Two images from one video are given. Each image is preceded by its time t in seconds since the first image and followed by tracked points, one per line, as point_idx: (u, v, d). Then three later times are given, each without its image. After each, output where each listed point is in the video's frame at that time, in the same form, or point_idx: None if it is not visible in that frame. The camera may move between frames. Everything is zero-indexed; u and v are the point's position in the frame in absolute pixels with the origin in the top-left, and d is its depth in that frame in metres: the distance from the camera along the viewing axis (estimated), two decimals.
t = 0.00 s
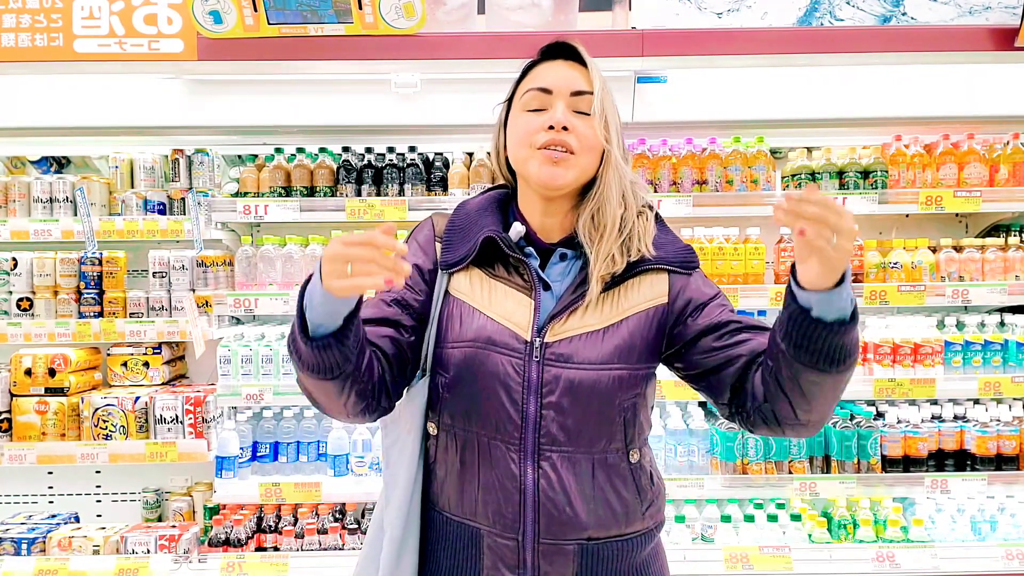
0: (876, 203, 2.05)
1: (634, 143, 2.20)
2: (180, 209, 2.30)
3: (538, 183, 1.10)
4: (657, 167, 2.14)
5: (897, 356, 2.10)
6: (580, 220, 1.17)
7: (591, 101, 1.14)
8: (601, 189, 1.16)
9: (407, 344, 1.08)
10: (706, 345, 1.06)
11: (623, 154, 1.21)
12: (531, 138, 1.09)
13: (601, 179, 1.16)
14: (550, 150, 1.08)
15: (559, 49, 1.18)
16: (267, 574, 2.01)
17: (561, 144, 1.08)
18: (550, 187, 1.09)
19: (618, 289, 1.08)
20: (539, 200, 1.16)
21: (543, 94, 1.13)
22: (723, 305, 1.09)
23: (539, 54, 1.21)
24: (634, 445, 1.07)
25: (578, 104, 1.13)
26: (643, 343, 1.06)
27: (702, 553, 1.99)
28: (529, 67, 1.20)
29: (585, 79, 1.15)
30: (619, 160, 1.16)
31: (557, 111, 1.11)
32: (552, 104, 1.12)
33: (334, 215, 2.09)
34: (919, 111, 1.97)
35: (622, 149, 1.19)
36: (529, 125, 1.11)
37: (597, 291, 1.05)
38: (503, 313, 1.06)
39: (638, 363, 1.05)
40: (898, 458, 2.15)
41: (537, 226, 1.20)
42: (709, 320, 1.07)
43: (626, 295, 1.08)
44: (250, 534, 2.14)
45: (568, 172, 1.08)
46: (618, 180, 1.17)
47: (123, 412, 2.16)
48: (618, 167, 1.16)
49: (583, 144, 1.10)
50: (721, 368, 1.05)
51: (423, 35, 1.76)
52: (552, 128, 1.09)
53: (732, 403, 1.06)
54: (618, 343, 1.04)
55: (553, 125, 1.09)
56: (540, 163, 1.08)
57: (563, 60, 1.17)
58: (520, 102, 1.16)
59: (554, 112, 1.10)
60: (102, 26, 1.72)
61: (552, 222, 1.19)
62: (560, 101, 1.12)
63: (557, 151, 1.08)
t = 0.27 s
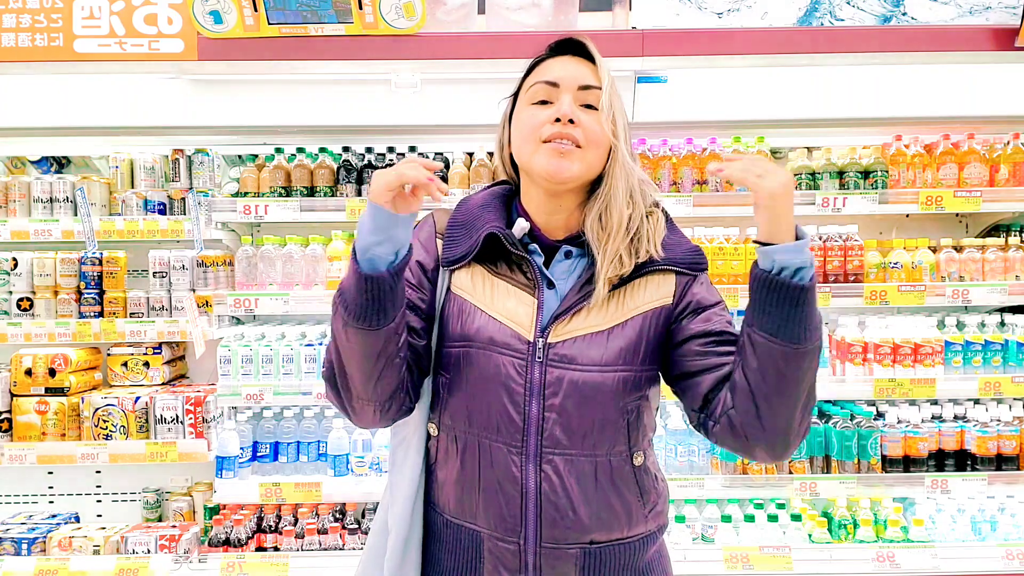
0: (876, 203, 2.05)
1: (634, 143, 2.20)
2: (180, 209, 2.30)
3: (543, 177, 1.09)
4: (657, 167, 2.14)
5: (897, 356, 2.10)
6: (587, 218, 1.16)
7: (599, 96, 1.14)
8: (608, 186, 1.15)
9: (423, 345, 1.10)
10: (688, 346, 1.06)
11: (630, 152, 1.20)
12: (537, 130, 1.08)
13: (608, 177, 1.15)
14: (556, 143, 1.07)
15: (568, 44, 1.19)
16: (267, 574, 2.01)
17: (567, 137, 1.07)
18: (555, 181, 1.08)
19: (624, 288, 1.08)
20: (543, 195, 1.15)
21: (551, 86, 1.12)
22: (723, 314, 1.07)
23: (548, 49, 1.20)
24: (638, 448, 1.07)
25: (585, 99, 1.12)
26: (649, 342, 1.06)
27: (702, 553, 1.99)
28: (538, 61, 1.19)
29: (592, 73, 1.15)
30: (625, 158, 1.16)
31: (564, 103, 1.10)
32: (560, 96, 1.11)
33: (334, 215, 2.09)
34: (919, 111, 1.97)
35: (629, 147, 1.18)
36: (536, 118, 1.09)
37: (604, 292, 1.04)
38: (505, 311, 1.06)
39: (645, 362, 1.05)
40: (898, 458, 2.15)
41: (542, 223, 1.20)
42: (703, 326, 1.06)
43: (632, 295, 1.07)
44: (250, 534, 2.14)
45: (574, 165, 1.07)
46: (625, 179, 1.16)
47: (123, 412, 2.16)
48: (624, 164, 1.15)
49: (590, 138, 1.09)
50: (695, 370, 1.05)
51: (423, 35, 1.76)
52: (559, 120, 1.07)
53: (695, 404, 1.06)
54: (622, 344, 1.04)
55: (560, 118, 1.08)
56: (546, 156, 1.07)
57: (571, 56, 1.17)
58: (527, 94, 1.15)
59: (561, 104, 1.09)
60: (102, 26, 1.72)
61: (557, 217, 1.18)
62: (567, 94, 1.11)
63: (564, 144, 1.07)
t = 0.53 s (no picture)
0: (876, 203, 2.05)
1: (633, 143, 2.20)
2: (180, 209, 2.30)
3: (543, 186, 1.10)
4: (657, 167, 2.15)
5: (897, 356, 2.10)
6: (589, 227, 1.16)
7: (612, 106, 1.11)
8: (615, 198, 1.13)
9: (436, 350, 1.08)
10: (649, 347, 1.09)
11: (644, 164, 1.18)
12: (540, 141, 1.09)
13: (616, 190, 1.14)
14: (558, 158, 1.07)
15: (587, 44, 1.14)
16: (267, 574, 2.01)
17: (569, 153, 1.07)
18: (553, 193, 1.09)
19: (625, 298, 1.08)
20: (544, 201, 1.16)
21: (562, 94, 1.11)
22: (699, 334, 1.08)
23: (569, 45, 1.17)
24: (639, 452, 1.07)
25: (596, 109, 1.11)
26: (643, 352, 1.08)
27: (701, 553, 1.99)
28: (555, 58, 1.17)
29: (609, 81, 1.12)
30: (635, 174, 1.13)
31: (571, 114, 1.09)
32: (568, 106, 1.10)
33: (334, 215, 2.09)
34: (919, 112, 1.97)
35: (640, 160, 1.15)
36: (541, 127, 1.09)
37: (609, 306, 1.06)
38: (508, 316, 1.06)
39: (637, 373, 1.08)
40: (898, 458, 2.15)
41: (544, 226, 1.19)
42: (673, 337, 1.08)
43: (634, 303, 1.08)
44: (250, 534, 2.14)
45: (573, 181, 1.08)
46: (636, 193, 1.13)
47: (123, 412, 2.16)
48: (636, 179, 1.13)
49: (593, 153, 1.08)
50: (653, 371, 1.09)
51: (423, 36, 1.76)
52: (563, 134, 1.07)
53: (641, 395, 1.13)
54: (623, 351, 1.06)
55: (565, 131, 1.07)
56: (545, 169, 1.08)
57: (590, 58, 1.14)
58: (538, 97, 1.14)
59: (568, 117, 1.09)
60: (102, 26, 1.72)
61: (557, 223, 1.19)
62: (577, 104, 1.10)
63: (565, 159, 1.07)
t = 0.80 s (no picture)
0: (876, 203, 2.05)
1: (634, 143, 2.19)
2: (180, 209, 2.30)
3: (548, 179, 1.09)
4: (657, 167, 2.14)
5: (897, 356, 2.10)
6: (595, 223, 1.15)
7: (613, 96, 1.12)
8: (620, 188, 1.14)
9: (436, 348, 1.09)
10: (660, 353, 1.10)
11: (644, 154, 1.19)
12: (545, 131, 1.08)
13: (620, 179, 1.14)
14: (563, 148, 1.07)
15: (583, 38, 1.15)
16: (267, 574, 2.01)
17: (574, 142, 1.07)
18: (560, 188, 1.09)
19: (632, 302, 1.08)
20: (548, 197, 1.15)
21: (562, 86, 1.11)
22: (709, 340, 1.08)
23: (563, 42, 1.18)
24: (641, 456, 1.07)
25: (597, 100, 1.11)
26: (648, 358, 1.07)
27: (701, 553, 1.99)
28: (551, 54, 1.17)
29: (608, 72, 1.13)
30: (636, 163, 1.14)
31: (574, 104, 1.09)
32: (570, 97, 1.11)
33: (334, 215, 2.09)
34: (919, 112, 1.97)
35: (640, 150, 1.16)
36: (545, 119, 1.09)
37: (614, 306, 1.05)
38: (510, 321, 1.05)
39: (642, 380, 1.06)
40: (898, 458, 2.15)
41: (546, 223, 1.19)
42: (683, 342, 1.08)
43: (640, 307, 1.07)
44: (250, 534, 2.14)
45: (580, 171, 1.08)
46: (639, 182, 1.15)
47: (123, 412, 2.16)
48: (638, 167, 1.14)
49: (599, 142, 1.08)
50: (665, 377, 1.10)
51: (423, 35, 1.76)
52: (568, 123, 1.07)
53: (655, 401, 1.14)
54: (629, 354, 1.05)
55: (570, 120, 1.07)
56: (552, 159, 1.07)
57: (587, 51, 1.15)
58: (537, 91, 1.14)
59: (571, 107, 1.09)
60: (102, 26, 1.72)
61: (561, 221, 1.18)
62: (579, 95, 1.10)
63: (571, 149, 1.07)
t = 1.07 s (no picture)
0: (876, 203, 2.05)
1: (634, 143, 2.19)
2: (180, 209, 2.29)
3: (549, 181, 1.09)
4: (657, 168, 2.14)
5: (897, 356, 2.10)
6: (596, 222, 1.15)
7: (607, 92, 1.12)
8: (619, 185, 1.14)
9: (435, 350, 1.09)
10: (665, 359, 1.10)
11: (642, 149, 1.19)
12: (543, 134, 1.08)
13: (620, 176, 1.14)
14: (562, 148, 1.07)
15: (573, 37, 1.15)
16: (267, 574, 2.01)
17: (573, 141, 1.07)
18: (562, 187, 1.09)
19: (636, 304, 1.07)
20: (549, 198, 1.15)
21: (556, 87, 1.11)
22: (711, 342, 1.08)
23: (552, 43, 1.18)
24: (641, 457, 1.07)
25: (592, 97, 1.11)
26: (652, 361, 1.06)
27: (701, 553, 1.99)
28: (542, 56, 1.17)
29: (600, 69, 1.12)
30: (635, 159, 1.14)
31: (569, 104, 1.09)
32: (565, 97, 1.10)
33: (334, 215, 2.09)
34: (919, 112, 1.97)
35: (638, 145, 1.16)
36: (541, 120, 1.09)
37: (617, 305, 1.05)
38: (513, 321, 1.05)
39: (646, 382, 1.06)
40: (898, 458, 2.15)
41: (548, 224, 1.19)
42: (689, 346, 1.08)
43: (644, 309, 1.07)
44: (250, 534, 2.14)
45: (581, 171, 1.08)
46: (637, 178, 1.15)
47: (123, 412, 2.16)
48: (637, 162, 1.14)
49: (597, 141, 1.08)
50: (671, 383, 1.10)
51: (423, 36, 1.76)
52: (564, 123, 1.07)
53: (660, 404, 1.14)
54: (633, 357, 1.04)
55: (566, 120, 1.07)
56: (552, 161, 1.07)
57: (577, 49, 1.14)
58: (531, 93, 1.13)
59: (566, 107, 1.08)
60: (102, 26, 1.72)
61: (563, 222, 1.19)
62: (573, 94, 1.10)
63: (570, 148, 1.07)
